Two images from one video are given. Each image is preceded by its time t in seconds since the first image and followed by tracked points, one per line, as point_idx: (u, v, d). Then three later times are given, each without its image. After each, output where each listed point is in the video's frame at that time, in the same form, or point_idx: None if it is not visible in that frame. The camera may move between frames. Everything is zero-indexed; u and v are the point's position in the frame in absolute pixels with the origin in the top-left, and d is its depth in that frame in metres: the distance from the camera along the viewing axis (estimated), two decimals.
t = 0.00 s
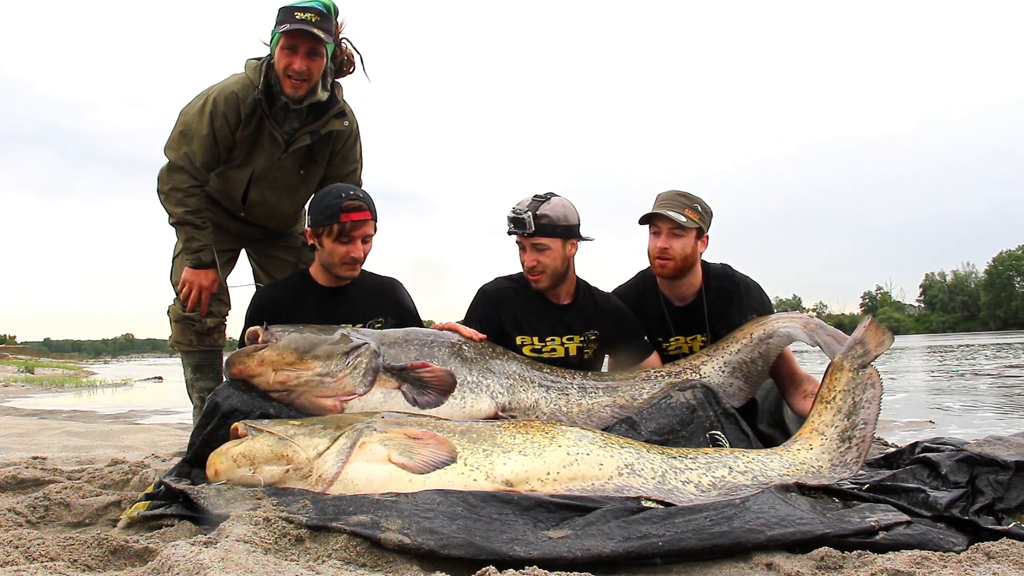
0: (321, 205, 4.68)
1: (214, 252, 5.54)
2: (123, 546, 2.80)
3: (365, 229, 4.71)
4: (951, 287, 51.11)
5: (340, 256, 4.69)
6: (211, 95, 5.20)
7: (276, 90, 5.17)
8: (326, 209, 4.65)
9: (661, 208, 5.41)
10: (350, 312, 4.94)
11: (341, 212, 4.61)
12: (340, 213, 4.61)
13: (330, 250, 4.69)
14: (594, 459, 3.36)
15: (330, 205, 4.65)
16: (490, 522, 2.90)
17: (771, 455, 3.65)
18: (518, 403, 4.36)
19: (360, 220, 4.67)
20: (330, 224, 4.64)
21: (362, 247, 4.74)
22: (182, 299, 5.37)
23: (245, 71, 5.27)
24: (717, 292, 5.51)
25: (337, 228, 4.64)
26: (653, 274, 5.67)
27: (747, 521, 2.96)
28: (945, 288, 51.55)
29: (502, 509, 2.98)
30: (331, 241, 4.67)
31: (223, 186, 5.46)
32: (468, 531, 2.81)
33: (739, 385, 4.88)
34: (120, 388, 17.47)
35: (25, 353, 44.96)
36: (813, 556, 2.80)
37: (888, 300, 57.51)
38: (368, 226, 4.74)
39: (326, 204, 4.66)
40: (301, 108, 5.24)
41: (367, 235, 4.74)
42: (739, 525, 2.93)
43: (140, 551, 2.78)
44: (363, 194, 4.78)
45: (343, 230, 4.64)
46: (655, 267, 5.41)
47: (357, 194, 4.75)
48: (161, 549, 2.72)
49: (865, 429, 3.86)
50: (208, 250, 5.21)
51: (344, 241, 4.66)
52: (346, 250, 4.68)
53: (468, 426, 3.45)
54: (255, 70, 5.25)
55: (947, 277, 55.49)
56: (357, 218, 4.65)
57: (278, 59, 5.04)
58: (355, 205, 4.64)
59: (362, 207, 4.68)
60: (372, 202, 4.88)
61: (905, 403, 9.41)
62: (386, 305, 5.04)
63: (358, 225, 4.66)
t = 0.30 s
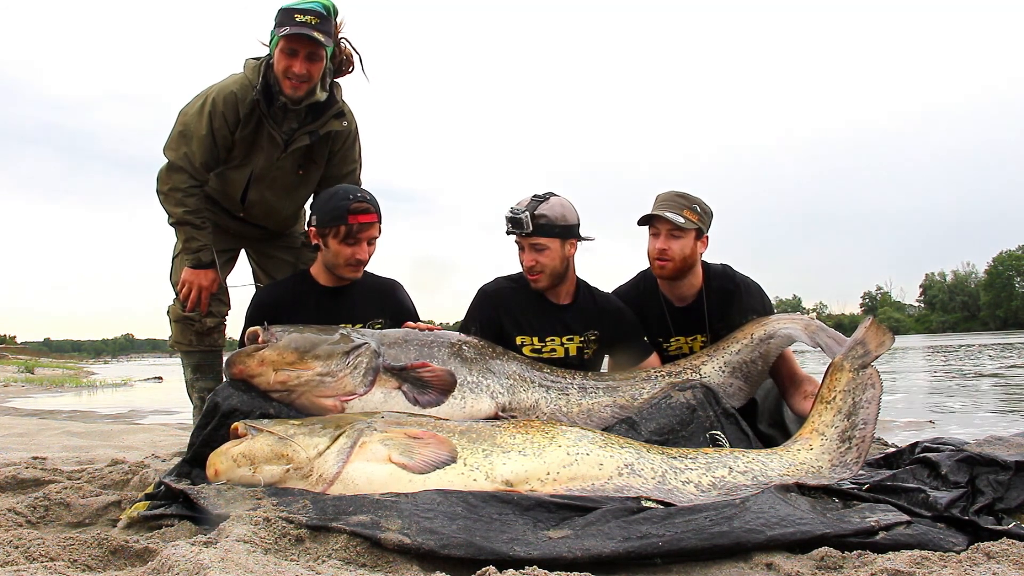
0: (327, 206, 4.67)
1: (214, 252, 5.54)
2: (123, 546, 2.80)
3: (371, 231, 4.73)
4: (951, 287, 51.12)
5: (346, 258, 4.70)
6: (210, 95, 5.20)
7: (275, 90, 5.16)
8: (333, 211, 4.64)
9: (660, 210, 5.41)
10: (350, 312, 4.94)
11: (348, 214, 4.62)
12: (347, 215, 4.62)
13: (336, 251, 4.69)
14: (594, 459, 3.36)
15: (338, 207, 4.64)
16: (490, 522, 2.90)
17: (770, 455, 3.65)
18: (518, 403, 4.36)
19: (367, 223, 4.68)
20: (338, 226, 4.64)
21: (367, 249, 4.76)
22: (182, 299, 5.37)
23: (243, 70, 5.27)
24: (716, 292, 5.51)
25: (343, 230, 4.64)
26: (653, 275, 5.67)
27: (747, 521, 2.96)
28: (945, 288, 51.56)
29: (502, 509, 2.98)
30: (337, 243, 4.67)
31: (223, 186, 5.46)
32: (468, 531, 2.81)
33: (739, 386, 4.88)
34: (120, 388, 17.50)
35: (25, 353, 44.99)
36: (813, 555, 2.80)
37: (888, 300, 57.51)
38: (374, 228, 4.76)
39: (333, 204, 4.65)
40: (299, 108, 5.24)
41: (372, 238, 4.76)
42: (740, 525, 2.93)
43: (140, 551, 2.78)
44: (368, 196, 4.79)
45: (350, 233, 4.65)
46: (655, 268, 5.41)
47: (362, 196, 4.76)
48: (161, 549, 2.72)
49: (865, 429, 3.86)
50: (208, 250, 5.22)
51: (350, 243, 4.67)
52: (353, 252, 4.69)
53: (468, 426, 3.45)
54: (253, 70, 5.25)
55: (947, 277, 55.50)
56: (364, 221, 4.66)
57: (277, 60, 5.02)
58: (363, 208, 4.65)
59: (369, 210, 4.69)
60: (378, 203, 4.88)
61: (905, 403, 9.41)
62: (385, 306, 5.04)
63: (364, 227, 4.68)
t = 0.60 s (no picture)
0: (334, 209, 4.63)
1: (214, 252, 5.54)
2: (123, 546, 2.80)
3: (376, 235, 4.73)
4: (951, 288, 51.12)
5: (351, 262, 4.71)
6: (209, 96, 5.20)
7: (275, 92, 5.16)
8: (340, 214, 4.62)
9: (657, 212, 5.41)
10: (351, 312, 4.95)
11: (354, 218, 4.60)
12: (354, 220, 4.60)
13: (342, 255, 4.69)
14: (594, 459, 3.36)
15: (345, 211, 4.61)
16: (490, 522, 2.90)
17: (771, 455, 3.65)
18: (518, 404, 4.36)
19: (373, 227, 4.68)
20: (344, 230, 4.62)
21: (372, 252, 4.76)
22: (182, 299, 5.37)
23: (243, 71, 5.27)
24: (717, 292, 5.51)
25: (350, 234, 4.63)
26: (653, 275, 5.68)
27: (747, 521, 2.96)
28: (945, 288, 51.57)
29: (502, 509, 2.98)
30: (343, 247, 4.67)
31: (223, 187, 5.45)
32: (468, 531, 2.81)
33: (739, 386, 4.88)
34: (120, 388, 17.52)
35: (25, 353, 44.99)
36: (813, 556, 2.80)
37: (888, 300, 57.51)
38: (379, 232, 4.76)
39: (339, 208, 4.62)
40: (298, 109, 5.23)
41: (375, 241, 4.76)
42: (740, 525, 2.93)
43: (139, 551, 2.78)
44: (373, 199, 4.77)
45: (356, 237, 4.65)
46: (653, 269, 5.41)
47: (367, 199, 4.74)
48: (161, 549, 2.72)
49: (865, 429, 3.86)
50: (208, 250, 5.22)
51: (356, 247, 4.67)
52: (357, 256, 4.70)
53: (468, 426, 3.45)
54: (252, 70, 5.24)
55: (947, 277, 55.51)
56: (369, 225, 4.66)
57: (280, 66, 5.01)
58: (369, 212, 4.64)
59: (375, 214, 4.69)
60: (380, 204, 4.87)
61: (905, 403, 9.41)
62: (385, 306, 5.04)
63: (370, 231, 4.68)
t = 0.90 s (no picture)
0: (347, 212, 4.61)
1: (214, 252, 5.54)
2: (123, 546, 2.80)
3: (387, 239, 4.73)
4: (951, 288, 51.12)
5: (360, 265, 4.71)
6: (209, 96, 5.20)
7: (275, 92, 5.15)
8: (354, 218, 4.59)
9: (657, 213, 5.41)
10: (351, 312, 4.95)
11: (368, 223, 4.59)
12: (367, 224, 4.59)
13: (353, 258, 4.69)
14: (594, 459, 3.36)
15: (359, 215, 4.59)
16: (490, 522, 2.90)
17: (771, 455, 3.65)
18: (518, 404, 4.36)
19: (385, 232, 4.67)
20: (357, 234, 4.61)
21: (381, 256, 4.76)
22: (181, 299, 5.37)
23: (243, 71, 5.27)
24: (717, 292, 5.51)
25: (362, 238, 4.62)
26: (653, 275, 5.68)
27: (747, 521, 2.95)
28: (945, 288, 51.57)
29: (502, 509, 2.98)
30: (354, 250, 4.66)
31: (222, 187, 5.45)
32: (468, 531, 2.81)
33: (739, 386, 4.88)
34: (119, 387, 17.52)
35: (25, 353, 45.00)
36: (813, 556, 2.80)
37: (887, 300, 57.51)
38: (390, 236, 4.75)
39: (353, 211, 4.60)
40: (299, 110, 5.23)
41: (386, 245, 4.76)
42: (740, 525, 2.93)
43: (139, 551, 2.78)
44: (385, 204, 4.75)
45: (368, 241, 4.64)
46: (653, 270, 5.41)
47: (382, 204, 4.73)
48: (161, 550, 2.72)
49: (865, 429, 3.86)
50: (208, 251, 5.22)
51: (367, 251, 4.67)
52: (367, 259, 4.70)
53: (468, 426, 3.45)
54: (252, 70, 5.24)
55: (947, 277, 55.51)
56: (382, 230, 4.65)
57: (283, 70, 5.00)
58: (383, 217, 4.63)
59: (387, 219, 4.68)
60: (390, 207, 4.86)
61: (905, 403, 9.40)
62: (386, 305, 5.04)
63: (381, 236, 4.67)
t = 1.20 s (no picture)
0: (351, 211, 4.61)
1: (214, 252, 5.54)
2: (123, 546, 2.80)
3: (389, 240, 4.73)
4: (951, 288, 51.13)
5: (362, 264, 4.71)
6: (208, 96, 5.20)
7: (275, 92, 5.15)
8: (358, 217, 4.60)
9: (656, 214, 5.41)
10: (351, 312, 4.95)
11: (371, 222, 4.60)
12: (370, 223, 4.59)
13: (356, 257, 4.69)
14: (594, 459, 3.36)
15: (364, 215, 4.59)
16: (491, 522, 2.90)
17: (771, 455, 3.65)
18: (518, 404, 4.36)
19: (388, 231, 4.68)
20: (360, 234, 4.61)
21: (383, 256, 4.76)
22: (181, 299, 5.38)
23: (242, 71, 5.27)
24: (717, 293, 5.51)
25: (366, 237, 4.62)
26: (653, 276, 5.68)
27: (747, 521, 2.95)
28: (945, 288, 51.58)
29: (502, 509, 2.98)
30: (358, 249, 4.66)
31: (222, 187, 5.46)
32: (468, 531, 2.81)
33: (740, 386, 4.88)
34: (120, 388, 17.52)
35: (25, 353, 45.00)
36: (813, 556, 2.80)
37: (888, 300, 57.52)
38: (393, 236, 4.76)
39: (358, 210, 4.61)
40: (299, 110, 5.23)
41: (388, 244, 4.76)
42: (740, 525, 2.93)
43: (139, 551, 2.78)
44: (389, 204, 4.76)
45: (371, 240, 4.64)
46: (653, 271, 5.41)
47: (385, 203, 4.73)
48: (161, 549, 2.72)
49: (865, 429, 3.86)
50: (207, 251, 5.23)
51: (370, 250, 4.67)
52: (370, 259, 4.70)
53: (468, 426, 3.45)
54: (251, 70, 5.24)
55: (947, 277, 55.51)
56: (385, 230, 4.65)
57: (283, 69, 5.00)
58: (386, 216, 4.64)
59: (390, 219, 4.69)
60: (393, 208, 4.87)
61: (905, 404, 9.40)
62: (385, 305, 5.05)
63: (385, 236, 4.67)
